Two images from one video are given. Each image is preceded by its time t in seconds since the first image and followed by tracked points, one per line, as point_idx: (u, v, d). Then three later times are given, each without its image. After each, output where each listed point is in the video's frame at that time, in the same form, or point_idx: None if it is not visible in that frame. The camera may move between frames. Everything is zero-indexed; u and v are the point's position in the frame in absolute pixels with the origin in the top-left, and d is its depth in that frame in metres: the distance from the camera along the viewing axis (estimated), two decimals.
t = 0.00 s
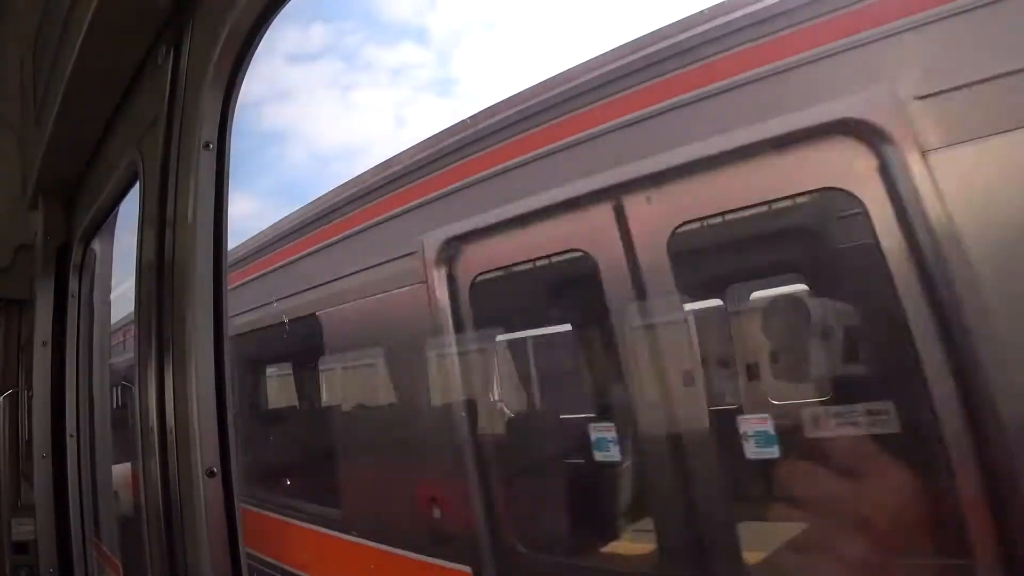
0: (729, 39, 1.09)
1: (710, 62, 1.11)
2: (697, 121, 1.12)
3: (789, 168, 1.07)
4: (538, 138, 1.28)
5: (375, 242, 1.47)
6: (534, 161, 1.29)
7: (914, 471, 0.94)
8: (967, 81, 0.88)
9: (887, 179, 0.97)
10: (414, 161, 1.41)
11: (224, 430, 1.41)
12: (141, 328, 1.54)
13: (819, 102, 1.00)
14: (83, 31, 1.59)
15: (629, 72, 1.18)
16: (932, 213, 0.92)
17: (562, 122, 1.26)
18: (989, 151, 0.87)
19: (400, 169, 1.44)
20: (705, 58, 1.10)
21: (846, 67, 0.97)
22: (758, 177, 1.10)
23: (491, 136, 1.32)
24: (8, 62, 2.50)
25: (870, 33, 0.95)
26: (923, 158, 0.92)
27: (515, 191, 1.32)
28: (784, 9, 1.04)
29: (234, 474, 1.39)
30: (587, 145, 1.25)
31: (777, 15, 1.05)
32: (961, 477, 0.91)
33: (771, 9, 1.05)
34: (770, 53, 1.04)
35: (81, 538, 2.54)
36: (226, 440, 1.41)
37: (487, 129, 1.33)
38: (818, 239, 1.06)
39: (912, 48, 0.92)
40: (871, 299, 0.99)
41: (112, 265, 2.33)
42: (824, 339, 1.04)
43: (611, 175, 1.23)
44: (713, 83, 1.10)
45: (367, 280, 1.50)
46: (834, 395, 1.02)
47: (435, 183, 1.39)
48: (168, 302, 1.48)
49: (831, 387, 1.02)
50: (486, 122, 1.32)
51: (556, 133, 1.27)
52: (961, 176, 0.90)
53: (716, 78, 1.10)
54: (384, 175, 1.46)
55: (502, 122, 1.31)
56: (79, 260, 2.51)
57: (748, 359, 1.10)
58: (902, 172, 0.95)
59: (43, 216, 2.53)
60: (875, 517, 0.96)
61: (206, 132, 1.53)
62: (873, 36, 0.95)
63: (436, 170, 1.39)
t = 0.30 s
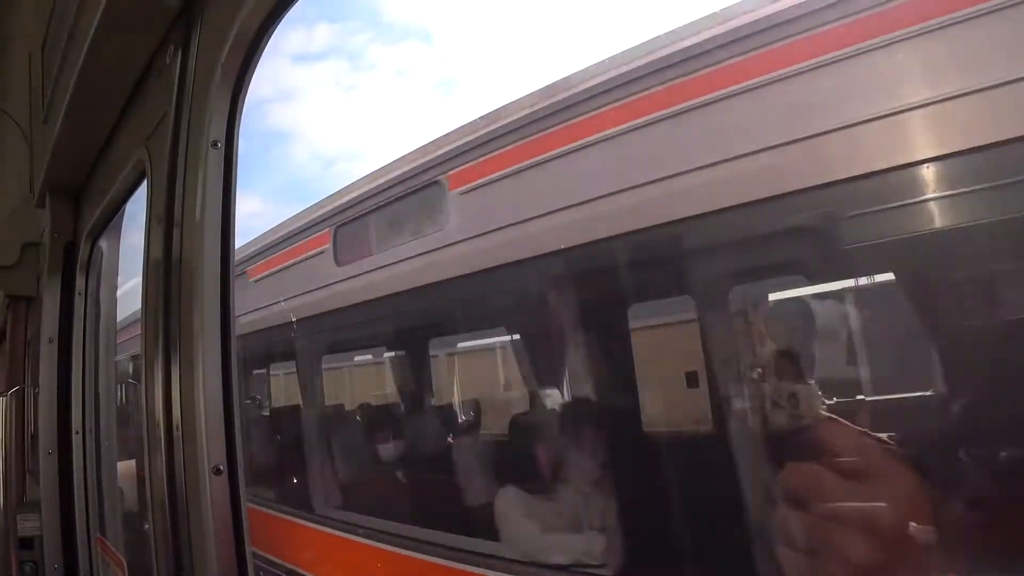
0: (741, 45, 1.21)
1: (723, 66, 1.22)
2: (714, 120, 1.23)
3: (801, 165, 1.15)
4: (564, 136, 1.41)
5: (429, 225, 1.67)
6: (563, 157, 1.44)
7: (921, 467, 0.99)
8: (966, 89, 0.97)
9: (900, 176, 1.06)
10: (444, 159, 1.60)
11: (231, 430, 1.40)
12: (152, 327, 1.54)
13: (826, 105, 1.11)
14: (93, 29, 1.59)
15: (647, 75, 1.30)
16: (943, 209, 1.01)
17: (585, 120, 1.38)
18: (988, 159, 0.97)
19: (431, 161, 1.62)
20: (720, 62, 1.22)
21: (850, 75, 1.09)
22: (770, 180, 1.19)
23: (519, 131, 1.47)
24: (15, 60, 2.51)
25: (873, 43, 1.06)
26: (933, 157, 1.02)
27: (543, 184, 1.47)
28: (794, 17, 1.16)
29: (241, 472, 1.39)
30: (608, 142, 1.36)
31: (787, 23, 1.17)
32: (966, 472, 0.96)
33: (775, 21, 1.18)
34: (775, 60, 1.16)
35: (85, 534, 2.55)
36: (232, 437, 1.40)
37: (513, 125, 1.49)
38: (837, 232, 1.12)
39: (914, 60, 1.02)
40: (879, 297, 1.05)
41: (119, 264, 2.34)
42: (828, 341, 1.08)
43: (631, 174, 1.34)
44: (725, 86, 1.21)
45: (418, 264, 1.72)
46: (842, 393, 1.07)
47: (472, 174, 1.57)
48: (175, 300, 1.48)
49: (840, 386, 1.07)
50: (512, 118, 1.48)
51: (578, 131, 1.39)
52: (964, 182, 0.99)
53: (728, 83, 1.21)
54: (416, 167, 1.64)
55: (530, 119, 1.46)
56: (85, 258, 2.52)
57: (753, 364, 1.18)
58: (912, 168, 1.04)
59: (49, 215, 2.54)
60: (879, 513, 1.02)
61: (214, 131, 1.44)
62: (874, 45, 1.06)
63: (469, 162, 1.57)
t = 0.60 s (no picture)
0: (736, 49, 1.19)
1: (724, 70, 1.21)
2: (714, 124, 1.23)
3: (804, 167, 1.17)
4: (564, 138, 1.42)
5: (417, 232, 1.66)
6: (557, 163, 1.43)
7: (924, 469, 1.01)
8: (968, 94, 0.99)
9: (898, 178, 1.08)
10: (439, 163, 1.58)
11: (235, 430, 1.40)
12: (154, 328, 1.54)
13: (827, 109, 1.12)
14: (99, 31, 1.60)
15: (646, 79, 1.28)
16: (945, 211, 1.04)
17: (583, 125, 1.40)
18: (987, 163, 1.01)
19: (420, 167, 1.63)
20: (719, 65, 1.20)
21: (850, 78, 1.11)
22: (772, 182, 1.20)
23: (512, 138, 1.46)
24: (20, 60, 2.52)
25: (874, 47, 1.07)
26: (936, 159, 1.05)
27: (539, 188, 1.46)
28: (795, 20, 1.17)
29: (244, 472, 1.39)
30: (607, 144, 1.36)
31: (788, 27, 1.18)
32: (967, 472, 0.98)
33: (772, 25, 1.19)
34: (775, 64, 1.17)
35: (86, 535, 2.54)
36: (236, 437, 1.40)
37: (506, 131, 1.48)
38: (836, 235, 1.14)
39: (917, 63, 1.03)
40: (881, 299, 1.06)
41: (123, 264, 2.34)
42: (828, 343, 1.09)
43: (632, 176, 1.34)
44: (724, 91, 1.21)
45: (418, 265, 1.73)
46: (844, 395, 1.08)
47: (461, 181, 1.57)
48: (179, 298, 1.48)
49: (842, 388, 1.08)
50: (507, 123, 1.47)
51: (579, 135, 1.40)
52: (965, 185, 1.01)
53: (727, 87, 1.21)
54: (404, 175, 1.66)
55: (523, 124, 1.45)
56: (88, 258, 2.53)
57: (754, 365, 1.16)
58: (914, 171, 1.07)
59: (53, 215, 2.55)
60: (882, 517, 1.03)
61: (220, 132, 1.45)
62: (876, 49, 1.07)
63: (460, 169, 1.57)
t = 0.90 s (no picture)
0: (734, 53, 1.22)
1: (724, 72, 1.23)
2: (714, 125, 1.25)
3: (804, 169, 1.17)
4: (564, 138, 1.43)
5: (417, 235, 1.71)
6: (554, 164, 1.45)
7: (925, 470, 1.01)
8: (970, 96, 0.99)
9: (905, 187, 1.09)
10: (444, 165, 1.63)
11: (238, 431, 1.41)
12: (157, 329, 1.54)
13: (826, 110, 1.12)
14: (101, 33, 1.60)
15: (650, 80, 1.32)
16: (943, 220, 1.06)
17: (580, 128, 1.41)
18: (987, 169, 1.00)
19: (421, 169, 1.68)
20: (720, 67, 1.22)
21: (847, 83, 1.10)
22: (773, 183, 1.20)
23: (512, 140, 1.50)
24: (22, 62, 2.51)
25: (874, 48, 1.07)
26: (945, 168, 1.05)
27: (540, 190, 1.48)
28: (791, 23, 1.17)
29: (247, 473, 1.39)
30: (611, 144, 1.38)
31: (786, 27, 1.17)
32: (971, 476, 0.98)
33: (765, 28, 1.19)
34: (774, 65, 1.18)
35: (89, 536, 2.54)
36: (238, 438, 1.41)
37: (506, 133, 1.51)
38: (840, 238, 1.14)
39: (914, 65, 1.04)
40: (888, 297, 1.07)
41: (125, 265, 2.36)
42: (830, 345, 1.11)
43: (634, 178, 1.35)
44: (725, 93, 1.22)
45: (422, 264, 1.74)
46: (844, 395, 1.09)
47: (460, 184, 1.61)
48: (182, 300, 1.48)
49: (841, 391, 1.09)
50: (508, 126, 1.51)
51: (578, 136, 1.41)
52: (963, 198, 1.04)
53: (726, 89, 1.22)
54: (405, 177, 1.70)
55: (523, 127, 1.48)
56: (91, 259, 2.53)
57: (755, 367, 1.19)
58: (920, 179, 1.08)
59: (56, 216, 2.55)
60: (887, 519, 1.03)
61: (224, 134, 1.45)
62: (875, 50, 1.07)
63: (459, 172, 1.62)
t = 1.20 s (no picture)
0: (730, 49, 1.27)
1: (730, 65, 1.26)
2: (722, 118, 1.26)
3: (811, 165, 1.18)
4: (575, 131, 1.47)
5: (425, 230, 1.76)
6: (560, 158, 1.49)
7: (937, 467, 1.01)
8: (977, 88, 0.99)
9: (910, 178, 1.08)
10: (452, 160, 1.70)
11: (247, 430, 1.42)
12: (166, 327, 1.56)
13: (828, 105, 1.15)
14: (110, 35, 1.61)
15: (651, 76, 1.36)
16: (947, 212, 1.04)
17: (582, 121, 1.47)
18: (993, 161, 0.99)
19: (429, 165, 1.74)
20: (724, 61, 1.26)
21: (846, 77, 1.13)
22: (781, 179, 1.21)
23: (517, 135, 1.56)
24: (31, 65, 2.53)
25: (874, 43, 1.09)
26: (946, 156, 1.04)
27: (546, 183, 1.52)
28: (784, 22, 1.22)
29: (256, 472, 1.40)
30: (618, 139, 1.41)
31: (780, 25, 1.23)
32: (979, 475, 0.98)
33: (762, 25, 1.25)
34: (772, 61, 1.22)
35: (99, 534, 2.56)
36: (247, 437, 1.42)
37: (511, 129, 1.58)
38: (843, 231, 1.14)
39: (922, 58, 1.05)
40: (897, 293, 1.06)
41: (135, 265, 2.37)
42: (839, 342, 1.10)
43: (642, 175, 1.37)
44: (724, 87, 1.26)
45: (430, 263, 1.76)
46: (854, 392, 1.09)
47: (466, 178, 1.67)
48: (192, 301, 1.50)
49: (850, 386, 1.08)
50: (515, 122, 1.58)
51: (582, 131, 1.46)
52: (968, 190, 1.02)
53: (724, 84, 1.26)
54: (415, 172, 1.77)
55: (529, 121, 1.55)
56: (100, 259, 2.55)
57: (764, 366, 1.21)
58: (922, 168, 1.07)
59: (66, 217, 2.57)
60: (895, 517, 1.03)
61: (231, 134, 1.46)
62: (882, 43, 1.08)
63: (464, 167, 1.68)
